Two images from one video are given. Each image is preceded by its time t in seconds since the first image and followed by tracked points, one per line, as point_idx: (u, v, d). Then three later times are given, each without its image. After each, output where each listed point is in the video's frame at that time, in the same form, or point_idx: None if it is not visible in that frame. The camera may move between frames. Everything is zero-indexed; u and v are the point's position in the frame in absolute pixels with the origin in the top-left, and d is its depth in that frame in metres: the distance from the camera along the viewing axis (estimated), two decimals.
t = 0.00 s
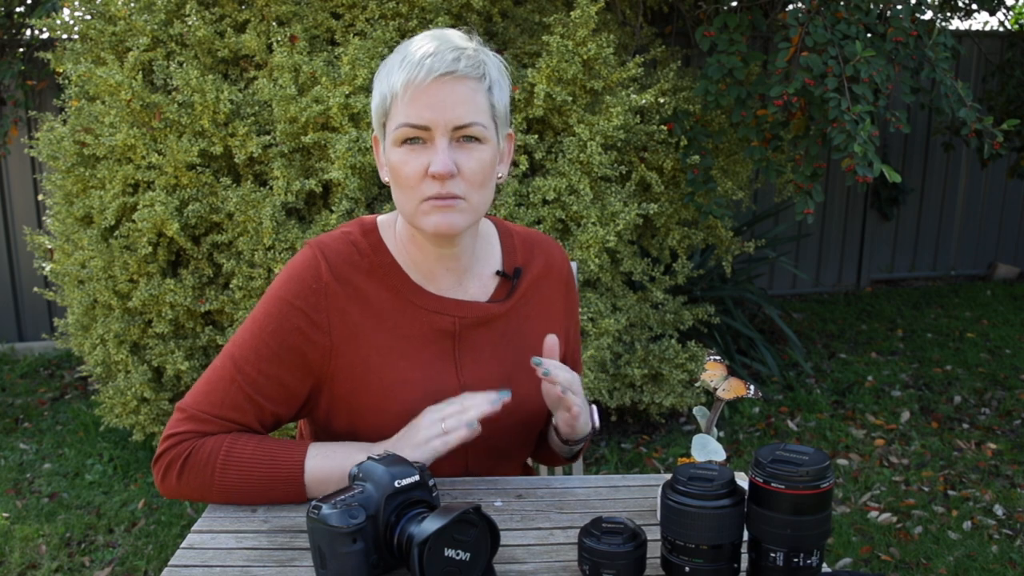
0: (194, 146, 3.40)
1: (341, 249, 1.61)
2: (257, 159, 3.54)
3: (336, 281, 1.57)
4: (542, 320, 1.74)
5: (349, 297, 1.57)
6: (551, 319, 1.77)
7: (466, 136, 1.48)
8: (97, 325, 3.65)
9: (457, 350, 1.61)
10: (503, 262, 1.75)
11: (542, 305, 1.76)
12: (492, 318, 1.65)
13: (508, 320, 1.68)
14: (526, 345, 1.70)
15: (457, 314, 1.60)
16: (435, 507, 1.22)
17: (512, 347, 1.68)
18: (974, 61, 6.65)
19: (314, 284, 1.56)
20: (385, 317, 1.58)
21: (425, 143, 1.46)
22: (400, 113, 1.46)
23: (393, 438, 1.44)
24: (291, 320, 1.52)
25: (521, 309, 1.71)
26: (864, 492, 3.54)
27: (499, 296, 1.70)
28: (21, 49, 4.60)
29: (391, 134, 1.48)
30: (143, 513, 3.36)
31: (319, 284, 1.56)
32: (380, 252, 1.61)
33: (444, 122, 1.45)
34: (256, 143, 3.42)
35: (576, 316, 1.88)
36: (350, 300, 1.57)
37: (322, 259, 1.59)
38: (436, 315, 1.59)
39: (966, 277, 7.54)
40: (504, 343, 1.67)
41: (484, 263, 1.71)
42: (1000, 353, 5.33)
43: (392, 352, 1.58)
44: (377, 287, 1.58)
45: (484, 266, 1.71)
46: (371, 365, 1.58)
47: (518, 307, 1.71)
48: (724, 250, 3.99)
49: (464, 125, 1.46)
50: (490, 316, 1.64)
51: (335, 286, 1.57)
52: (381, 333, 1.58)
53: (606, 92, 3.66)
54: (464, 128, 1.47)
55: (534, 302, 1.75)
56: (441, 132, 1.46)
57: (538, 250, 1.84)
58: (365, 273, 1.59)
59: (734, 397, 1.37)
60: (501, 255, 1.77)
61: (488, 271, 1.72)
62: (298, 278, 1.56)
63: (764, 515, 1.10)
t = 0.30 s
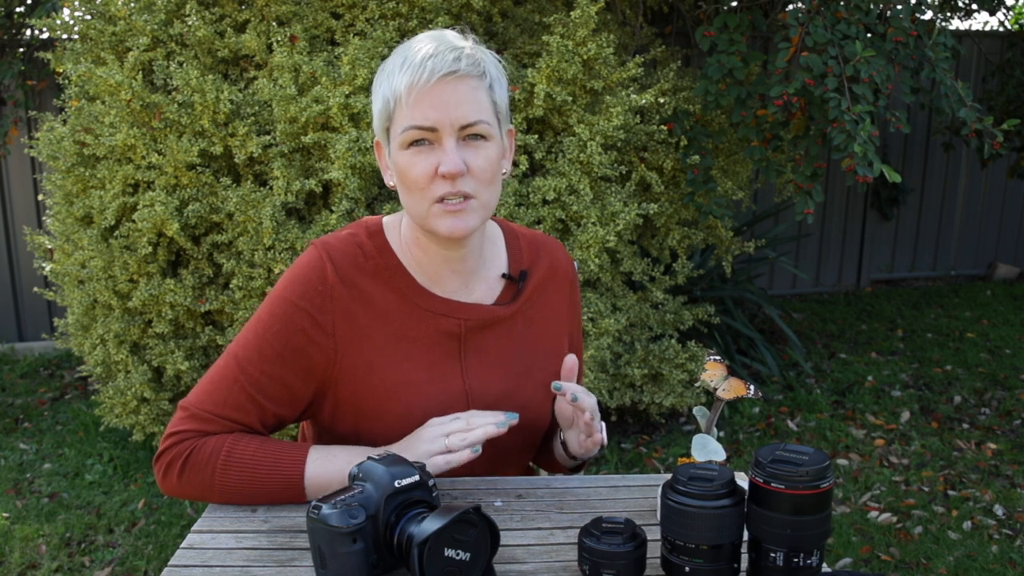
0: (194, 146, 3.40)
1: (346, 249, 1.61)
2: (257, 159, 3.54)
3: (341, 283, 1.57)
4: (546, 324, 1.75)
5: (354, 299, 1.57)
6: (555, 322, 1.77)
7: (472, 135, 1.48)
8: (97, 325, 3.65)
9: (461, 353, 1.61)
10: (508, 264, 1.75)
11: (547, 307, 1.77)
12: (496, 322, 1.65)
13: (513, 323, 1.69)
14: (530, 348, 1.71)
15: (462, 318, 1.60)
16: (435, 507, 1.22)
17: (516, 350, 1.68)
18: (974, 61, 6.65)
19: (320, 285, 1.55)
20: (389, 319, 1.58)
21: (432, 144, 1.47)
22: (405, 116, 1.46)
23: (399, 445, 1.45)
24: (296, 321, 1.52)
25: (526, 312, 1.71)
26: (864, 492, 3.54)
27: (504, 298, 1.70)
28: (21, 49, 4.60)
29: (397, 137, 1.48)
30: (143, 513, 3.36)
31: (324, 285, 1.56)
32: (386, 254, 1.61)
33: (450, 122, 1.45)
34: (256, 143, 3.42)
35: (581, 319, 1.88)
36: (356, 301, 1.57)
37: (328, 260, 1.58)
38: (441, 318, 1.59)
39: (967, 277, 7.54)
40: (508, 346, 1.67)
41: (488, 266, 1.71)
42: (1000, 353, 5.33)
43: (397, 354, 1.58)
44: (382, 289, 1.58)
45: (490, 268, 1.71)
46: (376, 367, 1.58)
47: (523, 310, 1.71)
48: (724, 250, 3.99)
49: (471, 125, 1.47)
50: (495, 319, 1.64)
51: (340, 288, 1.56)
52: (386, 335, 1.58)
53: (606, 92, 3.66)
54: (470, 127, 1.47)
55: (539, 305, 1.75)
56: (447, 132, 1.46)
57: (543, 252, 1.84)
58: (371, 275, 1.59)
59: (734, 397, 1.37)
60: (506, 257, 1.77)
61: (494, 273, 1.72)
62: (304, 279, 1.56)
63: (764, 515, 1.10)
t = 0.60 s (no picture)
0: (194, 146, 3.40)
1: (345, 249, 1.61)
2: (257, 159, 3.54)
3: (340, 282, 1.57)
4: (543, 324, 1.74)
5: (353, 299, 1.57)
6: (553, 321, 1.77)
7: (477, 139, 1.48)
8: (97, 325, 3.65)
9: (458, 353, 1.61)
10: (506, 263, 1.75)
11: (544, 306, 1.76)
12: (494, 321, 1.65)
13: (511, 322, 1.68)
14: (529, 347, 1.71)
15: (460, 317, 1.60)
16: (435, 507, 1.22)
17: (515, 350, 1.68)
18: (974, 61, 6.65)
19: (318, 284, 1.55)
20: (388, 319, 1.58)
21: (436, 146, 1.46)
22: (409, 118, 1.45)
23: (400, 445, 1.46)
24: (295, 321, 1.52)
25: (524, 311, 1.71)
26: (864, 492, 3.54)
27: (502, 298, 1.70)
28: (21, 49, 4.61)
29: (400, 139, 1.47)
30: (143, 513, 3.36)
31: (323, 285, 1.56)
32: (384, 253, 1.61)
33: (455, 125, 1.45)
34: (256, 143, 3.42)
35: (579, 318, 1.88)
36: (355, 301, 1.57)
37: (326, 259, 1.58)
38: (439, 317, 1.59)
39: (967, 277, 7.54)
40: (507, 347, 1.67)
41: (486, 266, 1.71)
42: (1000, 353, 5.33)
43: (396, 354, 1.58)
44: (381, 288, 1.58)
45: (487, 267, 1.71)
46: (375, 366, 1.58)
47: (520, 309, 1.71)
48: (724, 250, 3.99)
49: (477, 128, 1.47)
50: (493, 319, 1.64)
51: (339, 288, 1.56)
52: (385, 334, 1.57)
53: (606, 92, 3.66)
54: (475, 131, 1.47)
55: (537, 303, 1.75)
56: (452, 136, 1.45)
57: (540, 249, 1.83)
58: (369, 274, 1.59)
59: (734, 397, 1.37)
60: (504, 256, 1.76)
61: (491, 272, 1.72)
62: (303, 279, 1.56)
63: (764, 515, 1.10)
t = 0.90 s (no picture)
0: (194, 146, 3.40)
1: (337, 244, 1.62)
2: (257, 159, 3.54)
3: (333, 274, 1.58)
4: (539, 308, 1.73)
5: (347, 290, 1.58)
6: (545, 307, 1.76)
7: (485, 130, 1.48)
8: (97, 325, 3.65)
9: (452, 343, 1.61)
10: (491, 249, 1.75)
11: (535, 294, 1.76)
12: (486, 309, 1.65)
13: (502, 310, 1.68)
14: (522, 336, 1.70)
15: (451, 306, 1.60)
16: (435, 507, 1.22)
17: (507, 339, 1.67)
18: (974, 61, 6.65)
19: (311, 276, 1.57)
20: (381, 309, 1.58)
21: (444, 133, 1.46)
22: (422, 102, 1.45)
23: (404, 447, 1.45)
24: (289, 313, 1.53)
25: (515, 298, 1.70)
26: (864, 492, 3.54)
27: (489, 285, 1.69)
28: (21, 49, 4.61)
29: (410, 120, 1.47)
30: (143, 513, 3.36)
31: (316, 277, 1.57)
32: (374, 246, 1.62)
33: (467, 115, 1.45)
34: (256, 143, 3.42)
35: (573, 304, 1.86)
36: (348, 293, 1.58)
37: (318, 253, 1.59)
38: (430, 307, 1.59)
39: (967, 277, 7.55)
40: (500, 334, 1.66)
41: (478, 255, 1.71)
42: (1000, 353, 5.33)
43: (390, 344, 1.58)
44: (372, 280, 1.59)
45: (476, 252, 1.71)
46: (369, 356, 1.57)
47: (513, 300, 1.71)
48: (724, 250, 3.99)
49: (489, 121, 1.47)
50: (483, 306, 1.64)
51: (331, 279, 1.57)
52: (379, 325, 1.58)
53: (606, 92, 3.66)
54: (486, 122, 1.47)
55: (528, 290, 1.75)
56: (462, 124, 1.45)
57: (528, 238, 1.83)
58: (361, 267, 1.60)
59: (734, 397, 1.37)
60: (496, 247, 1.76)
61: (483, 263, 1.71)
62: (296, 273, 1.57)
63: (764, 515, 1.10)
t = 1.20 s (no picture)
0: (194, 146, 3.40)
1: (332, 245, 1.62)
2: (257, 159, 3.55)
3: (330, 276, 1.58)
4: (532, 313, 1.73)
5: (342, 292, 1.58)
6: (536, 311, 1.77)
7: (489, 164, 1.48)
8: (97, 325, 3.65)
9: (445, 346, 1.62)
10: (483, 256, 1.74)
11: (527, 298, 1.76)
12: (478, 314, 1.65)
13: (495, 315, 1.68)
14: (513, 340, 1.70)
15: (444, 310, 1.60)
16: (435, 507, 1.22)
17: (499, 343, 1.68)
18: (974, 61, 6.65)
19: (307, 278, 1.57)
20: (376, 312, 1.59)
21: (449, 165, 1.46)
22: (430, 133, 1.44)
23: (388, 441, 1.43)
24: (286, 315, 1.53)
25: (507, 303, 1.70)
26: (864, 492, 3.54)
27: (481, 291, 1.69)
28: (21, 49, 4.61)
29: (416, 149, 1.46)
30: (143, 513, 3.36)
31: (313, 279, 1.57)
32: (370, 249, 1.61)
33: (474, 150, 1.44)
34: (256, 143, 3.42)
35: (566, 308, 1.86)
36: (343, 295, 1.58)
37: (315, 255, 1.59)
38: (423, 310, 1.60)
39: (967, 277, 7.55)
40: (493, 338, 1.66)
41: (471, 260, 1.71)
42: (1000, 353, 5.33)
43: (383, 345, 1.58)
44: (367, 282, 1.60)
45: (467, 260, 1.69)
46: (363, 358, 1.58)
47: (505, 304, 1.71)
48: (724, 250, 3.99)
49: (496, 158, 1.46)
50: (475, 311, 1.64)
51: (328, 281, 1.58)
52: (374, 328, 1.58)
53: (606, 92, 3.66)
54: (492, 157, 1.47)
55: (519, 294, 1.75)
56: (467, 159, 1.44)
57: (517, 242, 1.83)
58: (356, 269, 1.60)
59: (734, 397, 1.37)
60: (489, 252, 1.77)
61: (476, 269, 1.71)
62: (293, 274, 1.57)
63: (764, 515, 1.10)
